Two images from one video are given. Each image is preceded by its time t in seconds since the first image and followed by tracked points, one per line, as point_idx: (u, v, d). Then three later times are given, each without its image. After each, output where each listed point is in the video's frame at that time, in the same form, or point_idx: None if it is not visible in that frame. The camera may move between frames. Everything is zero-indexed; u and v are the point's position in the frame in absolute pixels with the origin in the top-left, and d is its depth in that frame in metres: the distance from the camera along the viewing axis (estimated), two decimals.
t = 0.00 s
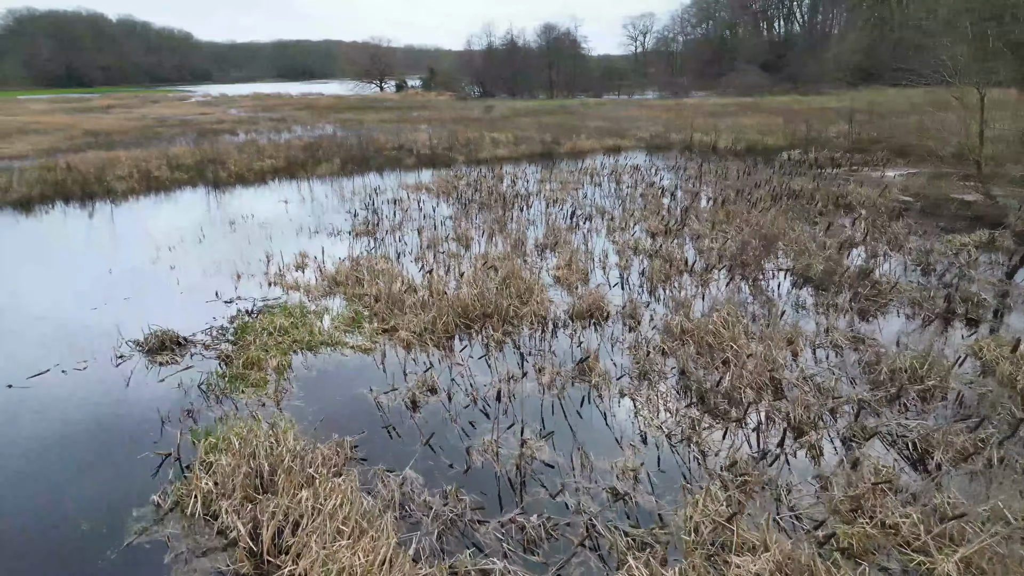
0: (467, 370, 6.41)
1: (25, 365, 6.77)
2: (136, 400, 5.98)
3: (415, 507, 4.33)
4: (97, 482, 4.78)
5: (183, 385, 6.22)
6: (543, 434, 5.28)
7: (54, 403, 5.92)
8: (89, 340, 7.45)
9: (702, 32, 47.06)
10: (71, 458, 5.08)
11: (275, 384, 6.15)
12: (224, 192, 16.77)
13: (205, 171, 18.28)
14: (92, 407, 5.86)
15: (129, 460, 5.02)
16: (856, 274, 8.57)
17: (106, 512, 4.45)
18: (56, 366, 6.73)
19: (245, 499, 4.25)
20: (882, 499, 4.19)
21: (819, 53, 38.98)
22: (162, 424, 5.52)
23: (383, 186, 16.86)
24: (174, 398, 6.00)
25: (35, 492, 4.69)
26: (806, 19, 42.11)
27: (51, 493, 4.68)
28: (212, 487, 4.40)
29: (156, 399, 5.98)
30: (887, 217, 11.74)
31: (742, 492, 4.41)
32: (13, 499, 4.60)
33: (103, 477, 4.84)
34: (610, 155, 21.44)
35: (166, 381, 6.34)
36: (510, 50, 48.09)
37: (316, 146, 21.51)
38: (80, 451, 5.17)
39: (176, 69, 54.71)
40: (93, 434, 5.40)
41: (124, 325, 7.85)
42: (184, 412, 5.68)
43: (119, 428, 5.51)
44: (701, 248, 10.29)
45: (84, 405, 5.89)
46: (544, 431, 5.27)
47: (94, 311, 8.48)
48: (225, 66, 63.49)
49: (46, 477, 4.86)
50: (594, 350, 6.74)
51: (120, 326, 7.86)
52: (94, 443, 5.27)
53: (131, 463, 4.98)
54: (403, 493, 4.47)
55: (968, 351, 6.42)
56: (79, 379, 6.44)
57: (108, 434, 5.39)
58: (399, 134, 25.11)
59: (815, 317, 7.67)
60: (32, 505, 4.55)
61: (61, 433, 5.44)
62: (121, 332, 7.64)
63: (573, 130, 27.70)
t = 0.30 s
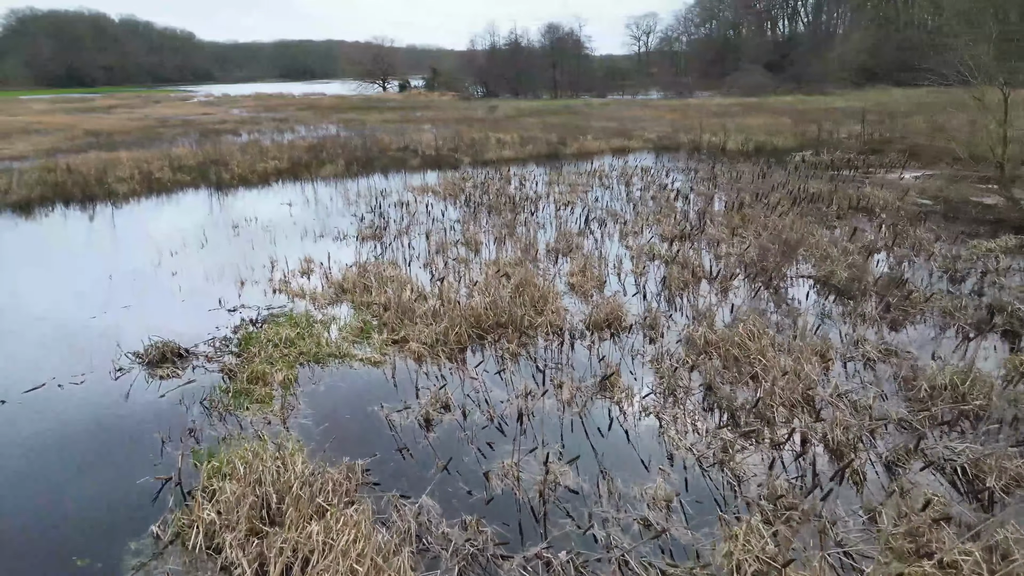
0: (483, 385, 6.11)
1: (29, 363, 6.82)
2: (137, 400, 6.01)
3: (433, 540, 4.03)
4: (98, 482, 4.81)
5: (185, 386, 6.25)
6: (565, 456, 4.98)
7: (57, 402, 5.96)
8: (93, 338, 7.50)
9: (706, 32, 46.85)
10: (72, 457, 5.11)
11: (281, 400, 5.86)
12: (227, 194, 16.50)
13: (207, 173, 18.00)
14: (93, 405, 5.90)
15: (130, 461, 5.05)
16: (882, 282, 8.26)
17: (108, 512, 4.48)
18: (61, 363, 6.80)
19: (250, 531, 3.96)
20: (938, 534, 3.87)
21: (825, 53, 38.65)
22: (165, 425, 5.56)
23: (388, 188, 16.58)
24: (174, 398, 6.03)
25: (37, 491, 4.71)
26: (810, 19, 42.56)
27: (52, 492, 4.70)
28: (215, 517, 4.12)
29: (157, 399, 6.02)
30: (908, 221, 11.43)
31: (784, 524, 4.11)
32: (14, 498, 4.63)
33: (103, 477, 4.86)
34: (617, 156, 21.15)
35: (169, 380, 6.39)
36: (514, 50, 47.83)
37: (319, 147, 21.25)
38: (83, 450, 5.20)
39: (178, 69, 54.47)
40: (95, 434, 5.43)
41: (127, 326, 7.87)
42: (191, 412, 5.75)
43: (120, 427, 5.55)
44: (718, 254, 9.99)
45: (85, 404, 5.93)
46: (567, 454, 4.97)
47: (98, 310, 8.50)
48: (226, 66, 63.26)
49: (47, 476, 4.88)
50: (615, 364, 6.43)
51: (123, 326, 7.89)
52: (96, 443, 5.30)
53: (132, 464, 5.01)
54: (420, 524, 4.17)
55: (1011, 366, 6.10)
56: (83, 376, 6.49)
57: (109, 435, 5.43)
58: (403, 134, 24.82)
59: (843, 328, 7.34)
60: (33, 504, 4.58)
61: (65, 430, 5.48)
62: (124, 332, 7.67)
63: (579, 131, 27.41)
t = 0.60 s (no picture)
0: (499, 404, 5.78)
1: (31, 363, 6.84)
2: (137, 398, 6.05)
3: None
4: (99, 481, 4.84)
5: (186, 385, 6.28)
6: (591, 486, 4.65)
7: (58, 400, 6.00)
8: (95, 337, 7.54)
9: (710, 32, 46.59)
10: (74, 456, 5.15)
11: (286, 421, 5.54)
12: (230, 196, 16.21)
13: (210, 175, 17.72)
14: (95, 403, 5.95)
15: (131, 460, 5.08)
16: (911, 292, 7.92)
17: (109, 512, 4.52)
18: (62, 362, 6.85)
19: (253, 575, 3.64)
20: None
21: (831, 54, 38.34)
22: (166, 426, 5.58)
23: (394, 191, 16.28)
24: (175, 397, 6.06)
25: (38, 490, 4.76)
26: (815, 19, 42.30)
27: (53, 491, 4.75)
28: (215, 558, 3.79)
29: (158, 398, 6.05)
30: (930, 225, 11.09)
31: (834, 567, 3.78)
32: (15, 498, 4.67)
33: (104, 476, 4.89)
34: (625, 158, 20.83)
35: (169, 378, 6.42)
36: (517, 50, 47.55)
37: (323, 149, 20.96)
38: (84, 449, 5.24)
39: (181, 70, 54.29)
40: (96, 434, 5.46)
41: (127, 325, 7.89)
42: (191, 414, 5.77)
43: (121, 426, 5.58)
44: (737, 261, 9.66)
45: (86, 401, 5.97)
46: (593, 484, 4.64)
47: (98, 309, 8.52)
48: (228, 66, 63.10)
49: (47, 475, 4.92)
50: (637, 381, 6.10)
51: (124, 323, 7.94)
52: (97, 442, 5.33)
53: (133, 464, 5.03)
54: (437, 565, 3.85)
55: None
56: (84, 374, 6.54)
57: (110, 433, 5.46)
58: (408, 135, 24.52)
59: (874, 340, 7.00)
60: (34, 503, 4.63)
61: (66, 429, 5.53)
62: (125, 331, 7.71)
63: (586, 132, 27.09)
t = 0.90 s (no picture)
0: (517, 427, 5.42)
1: (29, 365, 6.84)
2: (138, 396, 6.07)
3: None
4: (99, 480, 4.84)
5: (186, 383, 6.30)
6: (621, 521, 4.30)
7: (58, 400, 6.02)
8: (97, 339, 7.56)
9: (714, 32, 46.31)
10: (74, 456, 5.15)
11: (291, 446, 5.19)
12: (231, 199, 15.89)
13: (211, 177, 17.39)
14: (96, 402, 5.97)
15: (131, 460, 5.09)
16: (946, 304, 7.54)
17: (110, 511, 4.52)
18: (63, 364, 6.87)
19: None
20: None
21: (838, 53, 37.98)
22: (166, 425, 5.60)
23: (399, 194, 15.95)
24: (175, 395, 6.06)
25: (38, 490, 4.75)
26: (820, 19, 42.01)
27: (53, 490, 4.74)
28: None
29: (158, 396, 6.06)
30: (954, 231, 10.72)
31: None
32: (15, 498, 4.67)
33: (104, 476, 4.89)
34: (633, 160, 20.49)
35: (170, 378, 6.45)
36: (521, 49, 47.20)
37: (326, 150, 20.63)
38: (83, 449, 5.25)
39: (182, 70, 54.01)
40: (96, 434, 5.46)
41: (126, 335, 7.65)
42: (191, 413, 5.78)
43: (120, 425, 5.59)
44: (757, 269, 9.31)
45: (86, 401, 5.99)
46: (623, 521, 4.29)
47: (99, 312, 8.53)
48: (230, 66, 62.87)
49: (47, 475, 4.92)
50: (663, 401, 5.74)
51: (126, 326, 7.98)
52: (96, 442, 5.34)
53: (134, 463, 5.05)
54: None
55: None
56: (87, 375, 6.57)
57: (109, 433, 5.47)
58: (412, 136, 24.19)
59: (911, 354, 6.63)
60: (34, 502, 4.62)
61: (68, 429, 5.54)
62: (127, 333, 7.73)
63: (592, 132, 26.73)
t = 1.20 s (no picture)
0: (538, 454, 5.03)
1: (28, 368, 6.79)
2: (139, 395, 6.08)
3: None
4: (101, 480, 4.84)
5: (184, 383, 6.30)
6: (657, 566, 3.92)
7: (59, 400, 6.03)
8: (98, 339, 7.58)
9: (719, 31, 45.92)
10: (74, 456, 5.15)
11: (295, 474, 4.82)
12: (233, 202, 15.53)
13: (212, 179, 17.03)
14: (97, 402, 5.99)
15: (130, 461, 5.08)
16: (985, 316, 7.14)
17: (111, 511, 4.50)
18: (65, 363, 6.89)
19: None
20: None
21: (845, 53, 37.58)
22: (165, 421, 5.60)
23: (404, 196, 15.59)
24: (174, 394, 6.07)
25: (39, 490, 4.74)
26: (827, 18, 41.63)
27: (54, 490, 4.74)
28: None
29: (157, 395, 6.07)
30: (981, 236, 10.33)
31: None
32: (18, 496, 4.68)
33: (105, 476, 4.89)
34: (642, 161, 20.11)
35: (170, 377, 6.47)
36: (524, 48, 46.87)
37: (329, 151, 20.26)
38: (83, 448, 5.25)
39: (184, 70, 53.71)
40: (95, 431, 5.47)
41: (122, 346, 7.37)
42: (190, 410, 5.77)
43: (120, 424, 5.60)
44: (779, 278, 8.94)
45: (87, 400, 6.01)
46: (659, 566, 3.91)
47: (101, 312, 8.57)
48: (232, 66, 62.61)
49: (48, 472, 4.93)
50: (693, 425, 5.35)
51: (127, 326, 8.01)
52: (97, 441, 5.34)
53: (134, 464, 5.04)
54: None
55: None
56: (89, 374, 6.59)
57: (108, 433, 5.46)
58: (415, 137, 23.83)
59: (953, 371, 6.23)
60: (36, 500, 4.63)
61: (70, 428, 5.54)
62: (128, 333, 7.75)
63: (598, 132, 26.34)
